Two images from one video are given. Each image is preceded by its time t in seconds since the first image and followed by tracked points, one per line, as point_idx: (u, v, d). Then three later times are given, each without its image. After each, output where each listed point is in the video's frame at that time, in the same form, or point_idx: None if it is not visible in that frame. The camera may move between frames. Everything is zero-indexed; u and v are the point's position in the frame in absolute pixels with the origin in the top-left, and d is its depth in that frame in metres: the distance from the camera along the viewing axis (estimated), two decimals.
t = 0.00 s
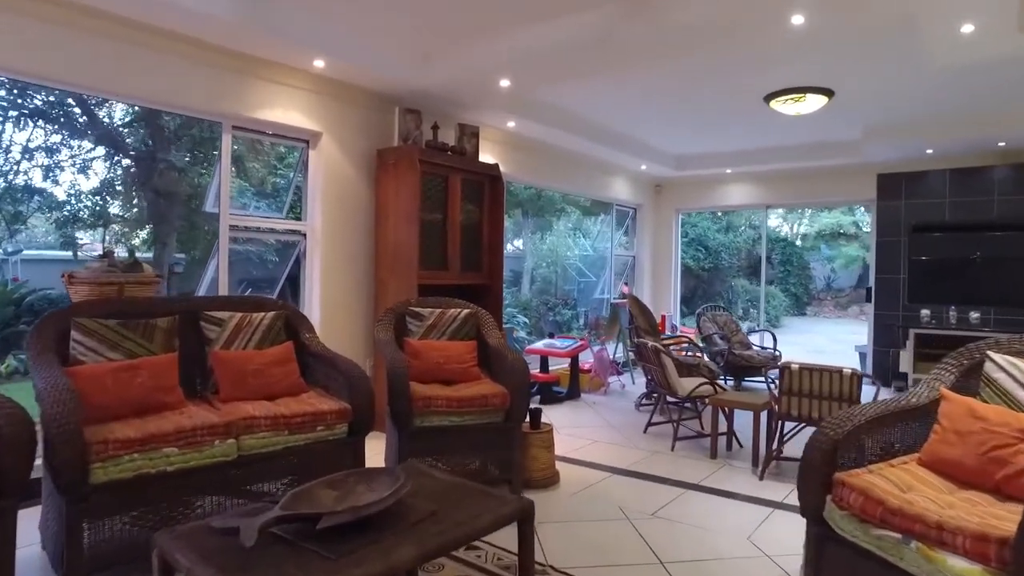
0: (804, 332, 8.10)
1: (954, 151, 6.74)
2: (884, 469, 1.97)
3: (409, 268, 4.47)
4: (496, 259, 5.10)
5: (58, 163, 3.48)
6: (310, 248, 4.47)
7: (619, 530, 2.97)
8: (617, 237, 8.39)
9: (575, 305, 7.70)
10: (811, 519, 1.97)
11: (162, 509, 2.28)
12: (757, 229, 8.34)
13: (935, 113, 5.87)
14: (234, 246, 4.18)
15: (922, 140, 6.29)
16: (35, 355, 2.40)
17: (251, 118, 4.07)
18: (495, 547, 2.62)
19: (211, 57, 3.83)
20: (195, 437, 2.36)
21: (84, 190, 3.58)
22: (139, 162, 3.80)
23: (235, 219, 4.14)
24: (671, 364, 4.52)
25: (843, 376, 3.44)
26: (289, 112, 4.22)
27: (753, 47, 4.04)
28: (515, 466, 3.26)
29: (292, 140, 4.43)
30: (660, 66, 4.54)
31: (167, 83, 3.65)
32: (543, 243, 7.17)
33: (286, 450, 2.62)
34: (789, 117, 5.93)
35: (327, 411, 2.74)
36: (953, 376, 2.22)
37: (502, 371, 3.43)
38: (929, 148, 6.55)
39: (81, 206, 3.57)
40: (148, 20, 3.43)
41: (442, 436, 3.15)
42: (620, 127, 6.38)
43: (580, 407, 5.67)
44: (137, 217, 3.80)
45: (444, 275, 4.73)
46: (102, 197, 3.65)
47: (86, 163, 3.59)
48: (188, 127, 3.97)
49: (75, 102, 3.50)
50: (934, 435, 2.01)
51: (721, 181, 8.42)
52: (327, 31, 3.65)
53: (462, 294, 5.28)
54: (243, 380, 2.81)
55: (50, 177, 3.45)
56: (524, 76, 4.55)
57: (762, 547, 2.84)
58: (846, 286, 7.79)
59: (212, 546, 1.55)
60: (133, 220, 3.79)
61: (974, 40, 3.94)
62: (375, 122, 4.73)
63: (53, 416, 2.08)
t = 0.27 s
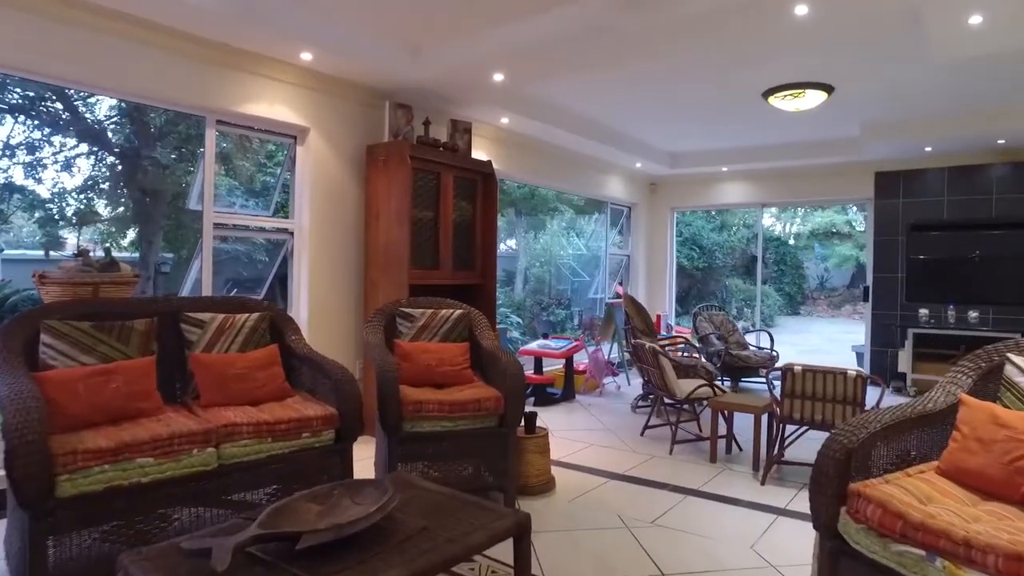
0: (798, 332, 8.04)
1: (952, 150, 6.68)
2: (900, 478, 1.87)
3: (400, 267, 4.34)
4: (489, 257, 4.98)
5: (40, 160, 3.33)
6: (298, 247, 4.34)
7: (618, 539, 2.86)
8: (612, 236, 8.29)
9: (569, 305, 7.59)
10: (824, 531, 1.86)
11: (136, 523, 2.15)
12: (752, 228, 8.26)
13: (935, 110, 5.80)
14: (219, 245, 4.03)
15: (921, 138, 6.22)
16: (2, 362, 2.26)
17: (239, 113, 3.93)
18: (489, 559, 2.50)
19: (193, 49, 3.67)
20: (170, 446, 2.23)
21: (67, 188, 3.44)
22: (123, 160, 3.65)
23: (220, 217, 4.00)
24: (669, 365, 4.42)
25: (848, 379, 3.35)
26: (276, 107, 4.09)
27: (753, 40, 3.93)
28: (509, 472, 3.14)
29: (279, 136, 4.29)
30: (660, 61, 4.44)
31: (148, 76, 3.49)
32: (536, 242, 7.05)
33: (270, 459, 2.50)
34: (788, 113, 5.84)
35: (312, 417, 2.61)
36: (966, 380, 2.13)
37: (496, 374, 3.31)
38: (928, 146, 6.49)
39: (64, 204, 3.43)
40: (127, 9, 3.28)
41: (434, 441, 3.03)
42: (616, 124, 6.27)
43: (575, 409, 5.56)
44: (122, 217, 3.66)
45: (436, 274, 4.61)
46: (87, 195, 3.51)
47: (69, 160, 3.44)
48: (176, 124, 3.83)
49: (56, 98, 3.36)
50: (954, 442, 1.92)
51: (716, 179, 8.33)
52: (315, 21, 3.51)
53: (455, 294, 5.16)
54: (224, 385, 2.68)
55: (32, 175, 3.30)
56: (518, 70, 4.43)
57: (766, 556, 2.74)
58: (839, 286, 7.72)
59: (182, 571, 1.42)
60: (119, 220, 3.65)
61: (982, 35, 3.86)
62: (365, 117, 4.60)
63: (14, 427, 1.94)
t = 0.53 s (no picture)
0: (787, 331, 7.98)
1: (944, 147, 6.64)
2: (914, 487, 1.77)
3: (385, 265, 4.20)
4: (477, 255, 4.86)
5: (13, 156, 3.16)
6: (280, 245, 4.19)
7: (614, 548, 2.75)
8: (602, 234, 8.19)
9: (558, 305, 7.48)
10: (835, 544, 1.76)
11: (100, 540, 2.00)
12: (742, 227, 8.19)
13: (929, 106, 5.75)
14: (197, 242, 3.87)
15: (913, 134, 6.17)
16: None
17: (219, 106, 3.78)
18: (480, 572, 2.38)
19: (168, 37, 3.52)
20: (137, 456, 2.08)
21: (42, 185, 3.27)
22: (98, 155, 3.50)
23: (199, 213, 3.83)
24: (662, 366, 4.31)
25: (848, 380, 3.27)
26: (257, 101, 3.94)
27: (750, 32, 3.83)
28: (499, 478, 3.02)
29: (259, 130, 4.13)
30: (653, 55, 4.34)
31: (121, 65, 3.34)
32: (524, 241, 6.93)
33: (249, 469, 2.36)
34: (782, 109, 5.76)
35: (292, 424, 2.47)
36: (980, 382, 2.04)
37: (485, 376, 3.19)
38: (920, 143, 6.44)
39: (39, 200, 3.26)
40: None
41: (421, 446, 2.90)
42: (607, 120, 6.17)
43: (565, 410, 5.45)
44: (99, 215, 3.51)
45: (423, 273, 4.48)
46: (62, 191, 3.36)
47: (43, 155, 3.28)
48: (156, 120, 3.67)
49: (28, 90, 3.19)
50: (970, 448, 1.82)
51: (706, 177, 8.24)
52: (297, 10, 3.37)
53: (442, 293, 5.04)
54: (200, 389, 2.53)
55: (6, 170, 3.13)
56: (508, 62, 4.31)
57: (767, 564, 2.64)
58: (826, 284, 7.69)
59: None
60: (97, 218, 3.50)
61: (982, 27, 3.78)
62: (350, 112, 4.46)
63: None
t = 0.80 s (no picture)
0: (773, 330, 7.94)
1: (931, 146, 6.62)
2: (929, 497, 1.68)
3: (368, 264, 4.07)
4: (463, 254, 4.74)
5: None
6: (259, 244, 4.03)
7: (607, 557, 2.64)
8: (589, 232, 8.09)
9: (544, 304, 7.37)
10: (847, 559, 1.66)
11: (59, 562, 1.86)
12: (728, 226, 8.13)
13: (919, 103, 5.71)
14: (172, 240, 3.71)
15: (903, 131, 6.13)
16: None
17: (196, 99, 3.62)
18: None
19: (141, 26, 3.33)
20: (100, 470, 1.94)
21: (9, 182, 3.10)
22: (68, 150, 3.33)
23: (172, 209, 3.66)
24: (653, 367, 4.22)
25: (846, 381, 3.20)
26: (235, 95, 3.77)
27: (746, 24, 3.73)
28: (487, 486, 2.90)
29: (237, 125, 3.98)
30: (645, 48, 4.24)
31: (92, 55, 3.15)
32: (509, 240, 6.81)
33: (224, 480, 2.22)
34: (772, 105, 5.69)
35: (268, 432, 2.34)
36: (990, 385, 1.96)
37: (472, 379, 3.07)
38: (908, 142, 6.41)
39: (5, 198, 3.09)
40: None
41: (406, 453, 2.78)
42: (595, 116, 6.07)
43: (553, 412, 5.34)
44: (71, 213, 3.34)
45: (407, 272, 4.35)
46: (31, 188, 3.18)
47: (10, 151, 3.11)
48: (130, 115, 3.51)
49: None
50: (988, 455, 1.73)
51: (693, 174, 8.16)
52: None
53: (428, 292, 4.91)
54: (170, 396, 2.39)
55: None
56: (495, 54, 4.19)
57: (768, 573, 2.54)
58: (810, 283, 7.69)
59: None
60: (69, 216, 3.33)
61: (981, 21, 3.71)
62: (332, 106, 4.31)
63: None
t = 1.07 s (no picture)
0: (757, 329, 7.89)
1: (917, 144, 6.60)
2: (946, 509, 1.58)
3: (348, 263, 3.91)
4: (447, 253, 4.61)
5: None
6: (233, 241, 3.85)
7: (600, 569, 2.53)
8: (573, 231, 7.98)
9: (528, 304, 7.25)
10: None
11: None
12: (712, 224, 8.06)
13: (908, 100, 5.67)
14: (144, 238, 3.54)
15: (890, 129, 6.09)
16: None
17: (168, 90, 3.45)
18: None
19: (107, 12, 3.15)
20: (51, 487, 1.78)
21: None
22: (33, 145, 3.13)
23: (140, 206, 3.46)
24: (642, 369, 4.11)
25: (843, 381, 3.12)
26: (209, 87, 3.60)
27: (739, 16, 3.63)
28: (473, 495, 2.77)
29: (211, 118, 3.81)
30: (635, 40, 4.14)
31: (53, 42, 2.96)
32: (493, 239, 6.68)
33: (192, 495, 2.07)
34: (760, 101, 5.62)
35: (240, 441, 2.18)
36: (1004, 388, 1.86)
37: (457, 383, 2.94)
38: (895, 140, 6.38)
39: None
40: None
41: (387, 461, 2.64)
42: (580, 112, 5.95)
43: (538, 414, 5.21)
44: (38, 212, 3.15)
45: (388, 272, 4.20)
46: None
47: None
48: (100, 109, 3.33)
49: None
50: (1007, 463, 1.63)
51: (678, 172, 8.08)
52: None
53: (410, 292, 4.77)
54: (133, 404, 2.23)
55: None
56: (480, 46, 4.06)
57: None
58: (792, 281, 7.66)
59: None
60: (36, 215, 3.14)
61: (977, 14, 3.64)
62: (310, 99, 4.15)
63: None
